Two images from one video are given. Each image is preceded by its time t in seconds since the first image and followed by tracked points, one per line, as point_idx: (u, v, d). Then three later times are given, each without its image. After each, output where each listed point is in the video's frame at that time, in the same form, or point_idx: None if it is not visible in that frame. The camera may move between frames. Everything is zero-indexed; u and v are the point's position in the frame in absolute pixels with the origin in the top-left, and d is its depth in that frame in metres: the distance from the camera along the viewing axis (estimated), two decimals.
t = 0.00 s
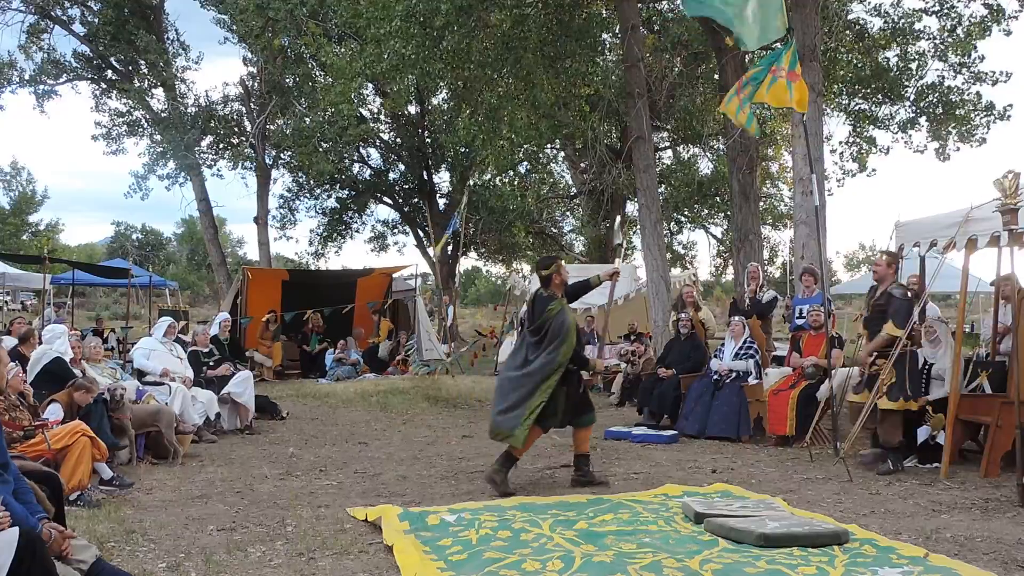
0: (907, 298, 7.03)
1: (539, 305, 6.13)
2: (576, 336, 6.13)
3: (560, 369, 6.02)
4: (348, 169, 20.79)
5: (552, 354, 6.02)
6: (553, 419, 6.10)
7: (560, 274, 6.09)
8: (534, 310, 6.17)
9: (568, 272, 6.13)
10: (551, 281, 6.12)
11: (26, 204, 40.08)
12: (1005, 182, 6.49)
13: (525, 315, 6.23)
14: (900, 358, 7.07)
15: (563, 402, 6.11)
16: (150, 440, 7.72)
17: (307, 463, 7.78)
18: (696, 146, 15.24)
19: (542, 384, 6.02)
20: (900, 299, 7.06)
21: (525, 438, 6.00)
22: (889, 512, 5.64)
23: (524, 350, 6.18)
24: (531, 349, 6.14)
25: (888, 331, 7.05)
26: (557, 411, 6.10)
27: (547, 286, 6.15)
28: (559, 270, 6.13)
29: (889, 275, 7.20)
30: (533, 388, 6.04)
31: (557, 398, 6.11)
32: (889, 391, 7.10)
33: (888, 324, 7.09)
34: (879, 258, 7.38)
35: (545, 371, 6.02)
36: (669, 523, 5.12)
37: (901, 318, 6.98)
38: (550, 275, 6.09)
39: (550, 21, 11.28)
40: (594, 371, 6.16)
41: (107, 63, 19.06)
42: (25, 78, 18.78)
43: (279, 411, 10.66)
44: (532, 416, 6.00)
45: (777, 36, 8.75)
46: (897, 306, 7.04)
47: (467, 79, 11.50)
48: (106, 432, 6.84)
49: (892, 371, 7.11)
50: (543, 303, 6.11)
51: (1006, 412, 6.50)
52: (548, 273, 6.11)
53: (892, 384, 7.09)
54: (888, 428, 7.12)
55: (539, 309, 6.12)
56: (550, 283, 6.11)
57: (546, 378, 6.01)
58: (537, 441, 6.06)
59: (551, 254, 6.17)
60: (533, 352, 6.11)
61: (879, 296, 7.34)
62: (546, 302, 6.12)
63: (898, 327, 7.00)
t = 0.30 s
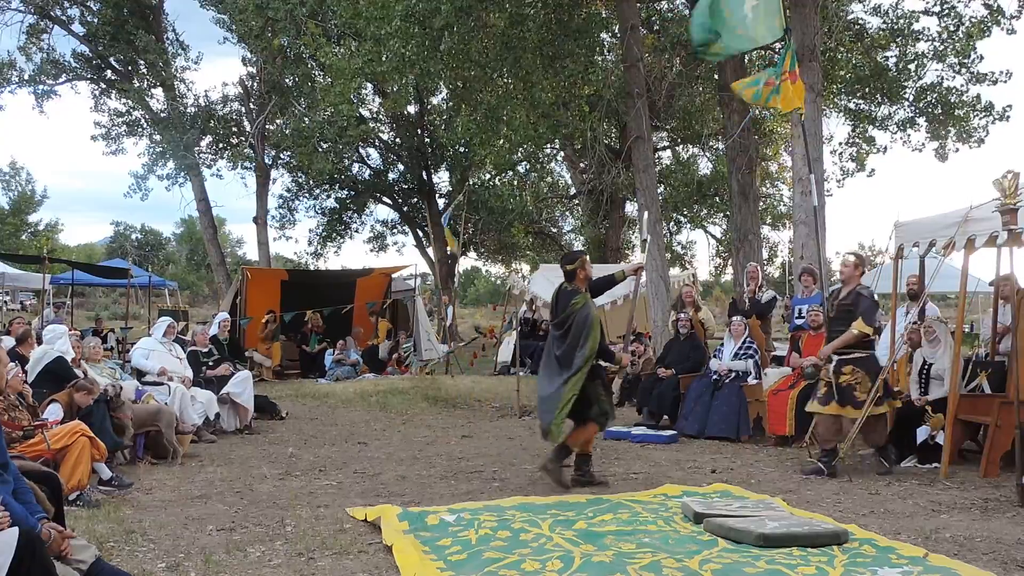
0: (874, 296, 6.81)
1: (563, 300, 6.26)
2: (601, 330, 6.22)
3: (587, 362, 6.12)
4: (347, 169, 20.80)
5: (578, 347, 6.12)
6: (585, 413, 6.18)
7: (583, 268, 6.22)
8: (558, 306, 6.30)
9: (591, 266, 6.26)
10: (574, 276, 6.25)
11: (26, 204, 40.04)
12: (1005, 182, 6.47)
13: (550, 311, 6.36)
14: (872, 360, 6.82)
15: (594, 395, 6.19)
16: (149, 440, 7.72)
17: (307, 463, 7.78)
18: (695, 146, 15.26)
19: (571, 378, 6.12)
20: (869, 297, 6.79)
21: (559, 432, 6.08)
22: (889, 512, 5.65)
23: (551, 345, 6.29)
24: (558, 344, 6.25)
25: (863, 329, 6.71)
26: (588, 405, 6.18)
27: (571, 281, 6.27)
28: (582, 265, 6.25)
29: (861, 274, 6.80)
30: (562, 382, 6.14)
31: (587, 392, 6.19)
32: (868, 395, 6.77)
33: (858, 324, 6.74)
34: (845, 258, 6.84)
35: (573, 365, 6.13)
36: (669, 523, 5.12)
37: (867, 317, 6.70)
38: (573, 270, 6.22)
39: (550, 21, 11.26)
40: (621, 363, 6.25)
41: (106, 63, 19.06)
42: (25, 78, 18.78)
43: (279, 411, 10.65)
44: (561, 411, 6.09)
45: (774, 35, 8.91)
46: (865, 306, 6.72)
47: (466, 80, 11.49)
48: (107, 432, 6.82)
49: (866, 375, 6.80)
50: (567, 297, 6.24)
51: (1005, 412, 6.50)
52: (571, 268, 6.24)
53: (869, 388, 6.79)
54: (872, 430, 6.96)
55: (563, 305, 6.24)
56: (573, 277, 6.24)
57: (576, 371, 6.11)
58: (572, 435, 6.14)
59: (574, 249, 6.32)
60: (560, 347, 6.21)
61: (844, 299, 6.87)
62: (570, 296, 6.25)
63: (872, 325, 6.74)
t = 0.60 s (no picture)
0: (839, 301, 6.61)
1: (577, 298, 6.37)
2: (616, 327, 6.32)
3: (602, 360, 6.24)
4: (347, 169, 20.80)
5: (592, 346, 6.24)
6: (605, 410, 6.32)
7: (597, 266, 6.31)
8: (572, 304, 6.42)
9: (605, 263, 6.34)
10: (588, 274, 6.35)
11: (25, 204, 40.00)
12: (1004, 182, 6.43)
13: (565, 309, 6.48)
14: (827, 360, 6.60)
15: (612, 392, 6.31)
16: (150, 440, 7.73)
17: (306, 463, 7.77)
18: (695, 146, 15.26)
19: (588, 376, 6.24)
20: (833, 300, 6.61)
21: (580, 431, 6.23)
22: (888, 512, 5.65)
23: (567, 342, 6.41)
24: (574, 343, 6.37)
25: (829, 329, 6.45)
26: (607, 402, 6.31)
27: (586, 279, 6.38)
28: (597, 262, 6.34)
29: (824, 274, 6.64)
30: (579, 381, 6.28)
31: (605, 389, 6.32)
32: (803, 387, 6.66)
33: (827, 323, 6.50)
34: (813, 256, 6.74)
35: (589, 363, 6.25)
36: (668, 523, 5.12)
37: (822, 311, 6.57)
38: (587, 269, 6.32)
39: (549, 21, 11.23)
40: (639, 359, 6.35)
41: (106, 63, 19.06)
42: (25, 78, 18.78)
43: (279, 411, 10.65)
44: (581, 408, 6.24)
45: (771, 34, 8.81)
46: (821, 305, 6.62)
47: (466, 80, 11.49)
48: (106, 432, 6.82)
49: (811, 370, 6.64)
50: (581, 295, 6.35)
51: (1005, 412, 6.51)
52: (586, 266, 6.34)
53: (809, 384, 6.63)
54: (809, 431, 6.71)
55: (577, 303, 6.36)
56: (587, 276, 6.35)
57: (592, 369, 6.24)
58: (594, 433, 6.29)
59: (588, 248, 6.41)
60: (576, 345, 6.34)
61: (806, 296, 6.74)
62: (584, 295, 6.36)
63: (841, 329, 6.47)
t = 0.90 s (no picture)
0: (796, 303, 6.45)
1: (595, 300, 6.38)
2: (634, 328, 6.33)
3: (622, 360, 6.24)
4: (346, 169, 20.81)
5: (612, 346, 6.24)
6: (625, 412, 6.31)
7: (615, 268, 6.33)
8: (590, 306, 6.42)
9: (623, 266, 6.36)
10: (607, 276, 6.37)
11: (25, 204, 39.96)
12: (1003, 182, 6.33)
13: (583, 310, 6.50)
14: (788, 361, 6.53)
15: (632, 394, 6.31)
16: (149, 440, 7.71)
17: (305, 463, 7.77)
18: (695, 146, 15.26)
19: (608, 377, 6.24)
20: (785, 300, 6.49)
21: (601, 432, 6.21)
22: (888, 512, 5.64)
23: (585, 344, 6.41)
24: (592, 344, 6.37)
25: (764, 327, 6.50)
26: (628, 403, 6.30)
27: (605, 282, 6.40)
28: (615, 265, 6.37)
29: (786, 277, 6.48)
30: (599, 382, 6.27)
31: (625, 390, 6.31)
32: (774, 395, 6.54)
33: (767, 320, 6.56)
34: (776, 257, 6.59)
35: (609, 363, 6.25)
36: (669, 523, 5.12)
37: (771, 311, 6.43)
38: (605, 271, 6.34)
39: (548, 21, 11.21)
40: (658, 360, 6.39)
41: (106, 63, 19.05)
42: (25, 78, 18.78)
43: (278, 411, 10.66)
44: (601, 408, 6.23)
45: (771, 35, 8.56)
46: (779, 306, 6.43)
47: (466, 80, 11.48)
48: (105, 433, 6.83)
49: (778, 373, 6.56)
50: (599, 298, 6.37)
51: (1004, 412, 6.50)
52: (604, 269, 6.36)
53: (776, 387, 6.54)
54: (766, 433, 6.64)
55: (595, 305, 6.37)
56: (605, 277, 6.36)
57: (612, 369, 6.23)
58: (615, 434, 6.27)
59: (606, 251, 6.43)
60: (595, 346, 6.34)
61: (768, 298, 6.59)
62: (602, 296, 6.37)
63: (781, 327, 6.48)
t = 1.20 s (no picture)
0: (766, 297, 6.51)
1: (617, 297, 6.40)
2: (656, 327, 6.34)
3: (644, 359, 6.25)
4: (346, 169, 20.81)
5: (634, 345, 6.25)
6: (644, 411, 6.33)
7: (637, 267, 6.33)
8: (612, 304, 6.44)
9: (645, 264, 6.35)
10: (629, 274, 6.37)
11: (24, 204, 39.93)
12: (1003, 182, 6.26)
13: (605, 308, 6.52)
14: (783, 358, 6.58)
15: (651, 393, 6.33)
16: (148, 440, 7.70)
17: (305, 463, 7.77)
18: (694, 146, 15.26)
19: (629, 376, 6.25)
20: (754, 296, 6.54)
21: (620, 430, 6.23)
22: (887, 512, 5.65)
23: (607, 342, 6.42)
24: (614, 342, 6.39)
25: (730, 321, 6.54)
26: (647, 402, 6.31)
27: (627, 279, 6.40)
28: (637, 263, 6.35)
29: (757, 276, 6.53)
30: (620, 381, 6.28)
31: (646, 389, 6.32)
32: (775, 394, 6.55)
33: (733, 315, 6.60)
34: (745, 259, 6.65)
35: (630, 362, 6.26)
36: (668, 523, 5.12)
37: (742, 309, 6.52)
38: (628, 269, 6.34)
39: (547, 21, 11.20)
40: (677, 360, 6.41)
41: (105, 63, 19.05)
42: (24, 78, 18.77)
43: (278, 411, 10.65)
44: (621, 407, 6.25)
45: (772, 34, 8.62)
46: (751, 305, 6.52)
47: (466, 80, 11.47)
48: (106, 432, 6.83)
49: (775, 372, 6.58)
50: (621, 295, 6.38)
51: (1004, 413, 6.50)
52: (627, 267, 6.35)
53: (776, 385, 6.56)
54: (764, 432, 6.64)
55: (617, 302, 6.39)
56: (627, 276, 6.36)
57: (633, 368, 6.24)
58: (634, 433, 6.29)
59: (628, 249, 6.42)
60: (617, 344, 6.37)
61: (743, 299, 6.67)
62: (624, 294, 6.38)
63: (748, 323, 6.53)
